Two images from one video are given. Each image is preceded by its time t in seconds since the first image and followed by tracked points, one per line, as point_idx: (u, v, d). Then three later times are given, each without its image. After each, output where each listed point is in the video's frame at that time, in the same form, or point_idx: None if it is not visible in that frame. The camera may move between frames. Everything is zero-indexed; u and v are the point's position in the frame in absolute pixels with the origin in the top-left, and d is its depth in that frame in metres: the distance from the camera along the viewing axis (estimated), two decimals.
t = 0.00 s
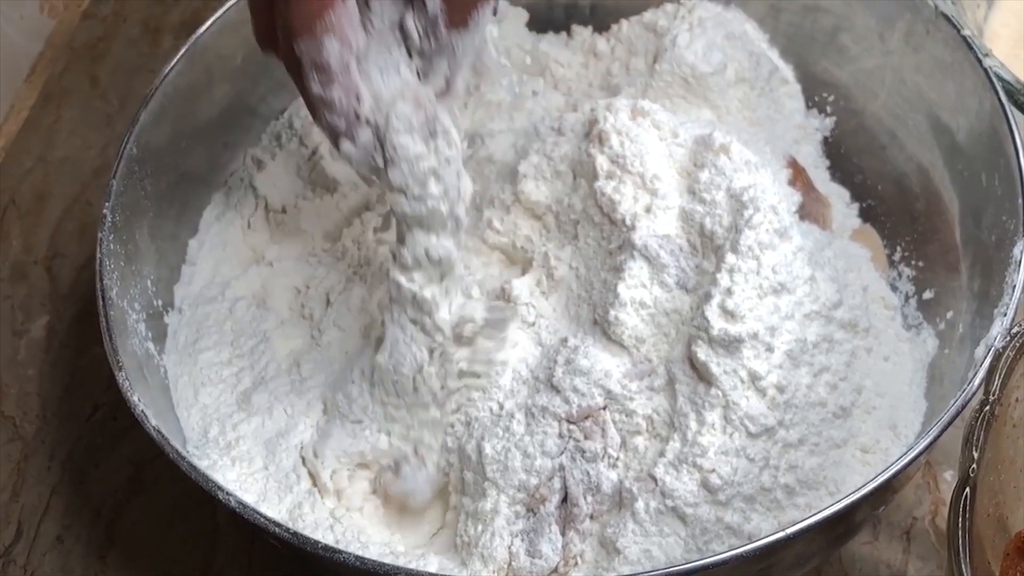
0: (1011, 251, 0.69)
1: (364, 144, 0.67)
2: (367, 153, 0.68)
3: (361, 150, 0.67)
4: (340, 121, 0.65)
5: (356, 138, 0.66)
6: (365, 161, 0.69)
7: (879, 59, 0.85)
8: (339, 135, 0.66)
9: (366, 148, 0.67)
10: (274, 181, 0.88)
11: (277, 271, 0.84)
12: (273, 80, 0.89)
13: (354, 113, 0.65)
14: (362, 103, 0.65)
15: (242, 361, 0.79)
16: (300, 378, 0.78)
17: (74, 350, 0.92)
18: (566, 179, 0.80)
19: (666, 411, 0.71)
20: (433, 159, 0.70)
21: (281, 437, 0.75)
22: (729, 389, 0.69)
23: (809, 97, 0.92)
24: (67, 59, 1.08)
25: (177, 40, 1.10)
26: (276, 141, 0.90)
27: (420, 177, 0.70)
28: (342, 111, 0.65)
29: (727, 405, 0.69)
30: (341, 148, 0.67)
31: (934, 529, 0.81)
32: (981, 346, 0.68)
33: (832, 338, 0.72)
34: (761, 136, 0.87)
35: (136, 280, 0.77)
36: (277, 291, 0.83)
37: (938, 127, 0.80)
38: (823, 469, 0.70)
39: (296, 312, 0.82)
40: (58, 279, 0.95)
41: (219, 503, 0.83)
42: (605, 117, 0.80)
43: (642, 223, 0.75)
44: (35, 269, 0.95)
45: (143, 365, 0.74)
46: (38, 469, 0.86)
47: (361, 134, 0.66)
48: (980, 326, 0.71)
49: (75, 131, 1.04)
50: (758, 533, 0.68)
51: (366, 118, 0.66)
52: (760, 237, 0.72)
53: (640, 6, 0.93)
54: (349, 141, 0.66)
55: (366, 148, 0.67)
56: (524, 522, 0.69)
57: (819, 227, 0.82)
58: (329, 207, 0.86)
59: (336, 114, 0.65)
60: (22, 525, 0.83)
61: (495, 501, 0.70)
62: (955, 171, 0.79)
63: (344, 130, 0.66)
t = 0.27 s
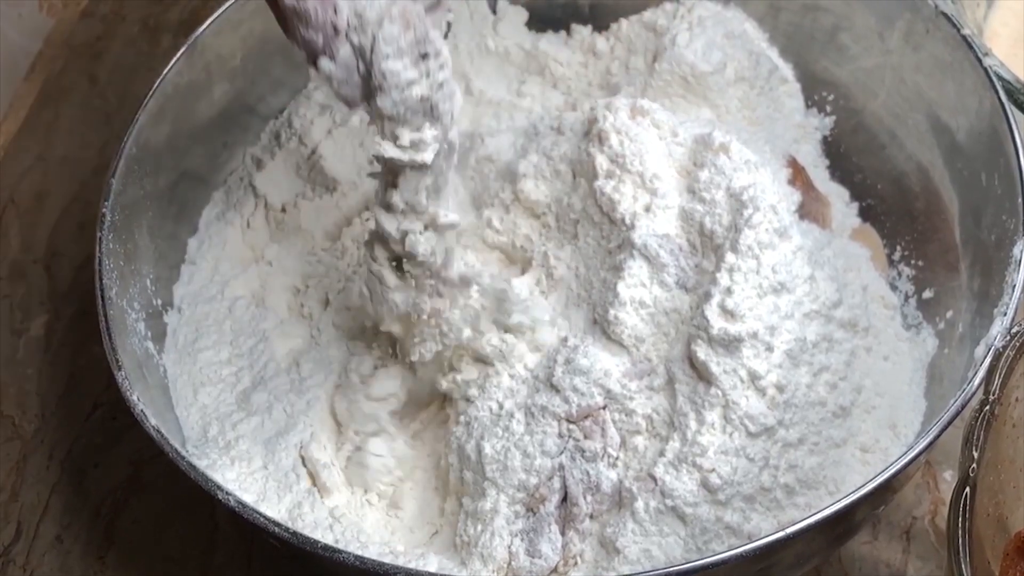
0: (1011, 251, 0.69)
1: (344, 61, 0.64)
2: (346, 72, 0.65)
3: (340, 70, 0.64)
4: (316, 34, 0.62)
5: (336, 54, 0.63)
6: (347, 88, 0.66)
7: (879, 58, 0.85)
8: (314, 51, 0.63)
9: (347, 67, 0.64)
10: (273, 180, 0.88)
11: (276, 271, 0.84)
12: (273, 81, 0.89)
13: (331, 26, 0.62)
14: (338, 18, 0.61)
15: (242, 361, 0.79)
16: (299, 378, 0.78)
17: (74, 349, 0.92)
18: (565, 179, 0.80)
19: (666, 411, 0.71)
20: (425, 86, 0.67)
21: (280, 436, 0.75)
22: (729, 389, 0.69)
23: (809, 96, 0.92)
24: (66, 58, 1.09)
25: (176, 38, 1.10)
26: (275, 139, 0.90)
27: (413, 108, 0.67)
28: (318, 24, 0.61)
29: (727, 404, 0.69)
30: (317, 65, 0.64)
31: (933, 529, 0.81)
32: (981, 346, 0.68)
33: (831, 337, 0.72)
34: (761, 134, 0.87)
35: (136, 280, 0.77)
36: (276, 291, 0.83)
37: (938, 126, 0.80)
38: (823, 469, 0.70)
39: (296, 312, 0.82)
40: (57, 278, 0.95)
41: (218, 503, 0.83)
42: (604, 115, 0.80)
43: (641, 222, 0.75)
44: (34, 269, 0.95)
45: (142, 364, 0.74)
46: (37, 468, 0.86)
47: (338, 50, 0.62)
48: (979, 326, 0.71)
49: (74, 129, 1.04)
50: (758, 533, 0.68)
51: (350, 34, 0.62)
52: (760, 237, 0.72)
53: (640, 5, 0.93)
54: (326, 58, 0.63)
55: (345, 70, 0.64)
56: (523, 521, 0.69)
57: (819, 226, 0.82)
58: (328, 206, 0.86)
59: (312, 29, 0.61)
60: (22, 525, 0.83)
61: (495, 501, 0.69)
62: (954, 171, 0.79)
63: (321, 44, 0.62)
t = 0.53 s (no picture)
0: (1011, 251, 0.69)
1: (332, 26, 0.61)
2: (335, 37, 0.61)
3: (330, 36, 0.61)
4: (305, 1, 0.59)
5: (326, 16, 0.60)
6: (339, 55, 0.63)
7: (879, 58, 0.85)
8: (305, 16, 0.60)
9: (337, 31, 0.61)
10: (273, 180, 0.88)
11: (275, 270, 0.84)
12: (271, 81, 0.90)
13: None
14: None
15: (241, 361, 0.79)
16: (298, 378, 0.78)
17: (73, 349, 0.92)
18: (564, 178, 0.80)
19: (665, 411, 0.71)
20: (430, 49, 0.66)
21: (279, 436, 0.75)
22: (728, 389, 0.69)
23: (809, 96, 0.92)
24: (66, 58, 1.09)
25: (175, 38, 1.10)
26: (275, 139, 0.89)
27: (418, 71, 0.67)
28: None
29: (727, 404, 0.69)
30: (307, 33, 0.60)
31: (933, 529, 0.81)
32: (981, 346, 0.68)
33: (831, 337, 0.72)
34: (761, 134, 0.87)
35: (135, 279, 0.77)
36: (275, 290, 0.82)
37: (938, 126, 0.80)
38: (823, 469, 0.70)
39: (295, 312, 0.82)
40: (57, 277, 0.95)
41: (217, 503, 0.83)
42: (604, 115, 0.80)
43: (641, 222, 0.75)
44: (34, 268, 0.95)
45: (141, 364, 0.74)
46: (36, 468, 0.86)
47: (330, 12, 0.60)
48: (979, 326, 0.71)
49: (73, 129, 1.04)
50: (758, 533, 0.68)
51: None
52: (759, 237, 0.72)
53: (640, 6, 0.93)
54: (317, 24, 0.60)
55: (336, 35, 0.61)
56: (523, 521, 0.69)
57: (818, 226, 0.82)
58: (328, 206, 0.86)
59: None
60: (21, 524, 0.83)
61: (494, 501, 0.69)
62: (954, 171, 0.79)
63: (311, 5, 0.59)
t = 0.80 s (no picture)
0: (1011, 249, 0.69)
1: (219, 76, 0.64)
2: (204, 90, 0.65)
3: (213, 87, 0.64)
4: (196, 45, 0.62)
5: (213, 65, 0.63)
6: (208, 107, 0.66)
7: (878, 57, 0.85)
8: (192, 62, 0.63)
9: (220, 83, 0.65)
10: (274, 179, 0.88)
11: (275, 269, 0.83)
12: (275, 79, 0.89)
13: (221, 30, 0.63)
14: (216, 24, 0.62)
15: (240, 360, 0.79)
16: (298, 377, 0.78)
17: (73, 348, 0.92)
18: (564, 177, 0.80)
19: (666, 409, 0.71)
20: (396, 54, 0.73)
21: (279, 436, 0.74)
22: (728, 387, 0.69)
23: (809, 95, 0.92)
24: (66, 57, 1.09)
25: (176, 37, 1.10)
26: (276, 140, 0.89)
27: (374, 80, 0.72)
28: (203, 27, 0.62)
29: (727, 403, 0.69)
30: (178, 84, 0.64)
31: (933, 527, 0.81)
32: (981, 345, 0.68)
33: (831, 336, 0.72)
34: (760, 133, 0.87)
35: (135, 278, 0.78)
36: (276, 289, 0.82)
37: (938, 125, 0.80)
38: (823, 467, 0.70)
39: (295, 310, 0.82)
40: (57, 276, 0.95)
41: (217, 502, 0.83)
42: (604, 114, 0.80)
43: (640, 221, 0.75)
44: (34, 267, 0.95)
45: (142, 363, 0.74)
46: (37, 467, 0.86)
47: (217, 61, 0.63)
48: (980, 325, 0.71)
49: (73, 128, 1.04)
50: (758, 531, 0.68)
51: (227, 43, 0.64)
52: (759, 236, 0.72)
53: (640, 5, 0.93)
54: (199, 72, 0.63)
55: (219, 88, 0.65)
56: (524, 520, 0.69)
57: (819, 224, 0.82)
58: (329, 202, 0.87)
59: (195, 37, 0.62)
60: (21, 523, 0.83)
61: (494, 499, 0.69)
62: (955, 170, 0.79)
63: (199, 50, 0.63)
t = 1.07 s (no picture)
0: (1011, 248, 0.69)
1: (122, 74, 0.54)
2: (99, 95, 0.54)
3: (110, 85, 0.53)
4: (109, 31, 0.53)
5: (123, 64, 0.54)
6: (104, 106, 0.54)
7: (878, 56, 0.85)
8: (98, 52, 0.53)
9: (120, 79, 0.54)
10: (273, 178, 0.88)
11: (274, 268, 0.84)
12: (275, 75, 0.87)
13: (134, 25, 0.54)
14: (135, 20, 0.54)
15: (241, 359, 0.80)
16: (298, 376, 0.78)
17: (73, 347, 0.92)
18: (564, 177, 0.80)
19: (665, 409, 0.71)
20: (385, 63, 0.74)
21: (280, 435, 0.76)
22: (728, 387, 0.69)
23: (809, 94, 0.92)
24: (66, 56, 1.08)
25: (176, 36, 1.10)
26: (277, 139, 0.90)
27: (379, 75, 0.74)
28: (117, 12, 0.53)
29: (727, 402, 0.69)
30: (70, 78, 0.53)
31: (933, 527, 0.81)
32: (980, 345, 0.68)
33: (831, 336, 0.72)
34: (760, 132, 0.87)
35: (134, 277, 0.77)
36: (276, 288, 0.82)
37: (938, 124, 0.80)
38: (822, 467, 0.70)
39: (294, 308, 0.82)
40: (57, 276, 0.95)
41: (218, 501, 0.83)
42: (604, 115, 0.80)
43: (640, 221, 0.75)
44: (34, 267, 0.95)
45: (142, 363, 0.74)
46: (37, 467, 0.86)
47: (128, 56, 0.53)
48: (979, 324, 0.71)
49: (73, 128, 1.04)
50: (758, 531, 0.68)
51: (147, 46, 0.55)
52: (759, 235, 0.72)
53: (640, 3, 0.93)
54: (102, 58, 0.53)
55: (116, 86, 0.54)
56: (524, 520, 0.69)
57: (818, 224, 0.82)
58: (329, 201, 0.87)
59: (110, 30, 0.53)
60: (21, 522, 0.83)
61: (494, 499, 0.69)
62: (954, 169, 0.79)
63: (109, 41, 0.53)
